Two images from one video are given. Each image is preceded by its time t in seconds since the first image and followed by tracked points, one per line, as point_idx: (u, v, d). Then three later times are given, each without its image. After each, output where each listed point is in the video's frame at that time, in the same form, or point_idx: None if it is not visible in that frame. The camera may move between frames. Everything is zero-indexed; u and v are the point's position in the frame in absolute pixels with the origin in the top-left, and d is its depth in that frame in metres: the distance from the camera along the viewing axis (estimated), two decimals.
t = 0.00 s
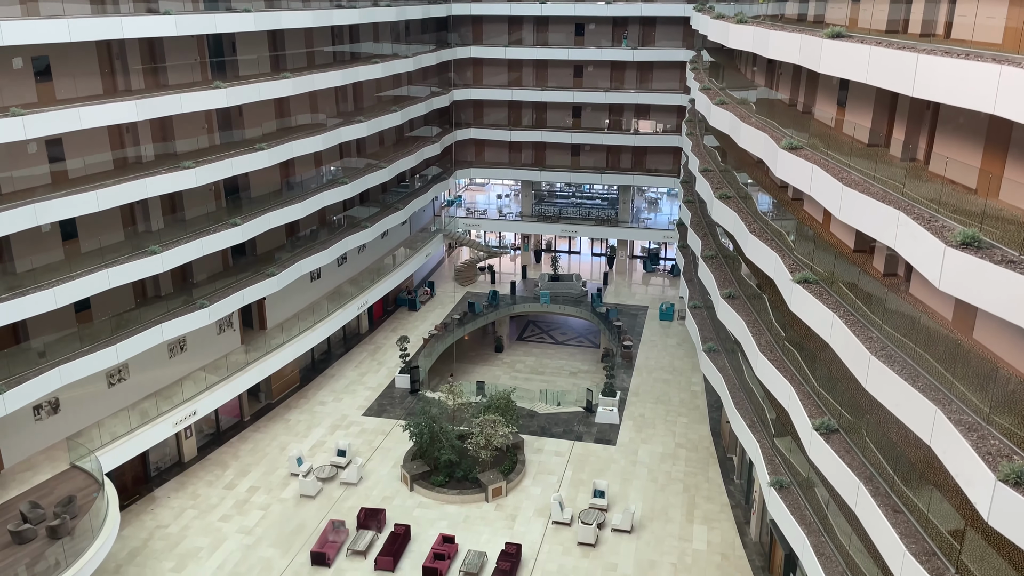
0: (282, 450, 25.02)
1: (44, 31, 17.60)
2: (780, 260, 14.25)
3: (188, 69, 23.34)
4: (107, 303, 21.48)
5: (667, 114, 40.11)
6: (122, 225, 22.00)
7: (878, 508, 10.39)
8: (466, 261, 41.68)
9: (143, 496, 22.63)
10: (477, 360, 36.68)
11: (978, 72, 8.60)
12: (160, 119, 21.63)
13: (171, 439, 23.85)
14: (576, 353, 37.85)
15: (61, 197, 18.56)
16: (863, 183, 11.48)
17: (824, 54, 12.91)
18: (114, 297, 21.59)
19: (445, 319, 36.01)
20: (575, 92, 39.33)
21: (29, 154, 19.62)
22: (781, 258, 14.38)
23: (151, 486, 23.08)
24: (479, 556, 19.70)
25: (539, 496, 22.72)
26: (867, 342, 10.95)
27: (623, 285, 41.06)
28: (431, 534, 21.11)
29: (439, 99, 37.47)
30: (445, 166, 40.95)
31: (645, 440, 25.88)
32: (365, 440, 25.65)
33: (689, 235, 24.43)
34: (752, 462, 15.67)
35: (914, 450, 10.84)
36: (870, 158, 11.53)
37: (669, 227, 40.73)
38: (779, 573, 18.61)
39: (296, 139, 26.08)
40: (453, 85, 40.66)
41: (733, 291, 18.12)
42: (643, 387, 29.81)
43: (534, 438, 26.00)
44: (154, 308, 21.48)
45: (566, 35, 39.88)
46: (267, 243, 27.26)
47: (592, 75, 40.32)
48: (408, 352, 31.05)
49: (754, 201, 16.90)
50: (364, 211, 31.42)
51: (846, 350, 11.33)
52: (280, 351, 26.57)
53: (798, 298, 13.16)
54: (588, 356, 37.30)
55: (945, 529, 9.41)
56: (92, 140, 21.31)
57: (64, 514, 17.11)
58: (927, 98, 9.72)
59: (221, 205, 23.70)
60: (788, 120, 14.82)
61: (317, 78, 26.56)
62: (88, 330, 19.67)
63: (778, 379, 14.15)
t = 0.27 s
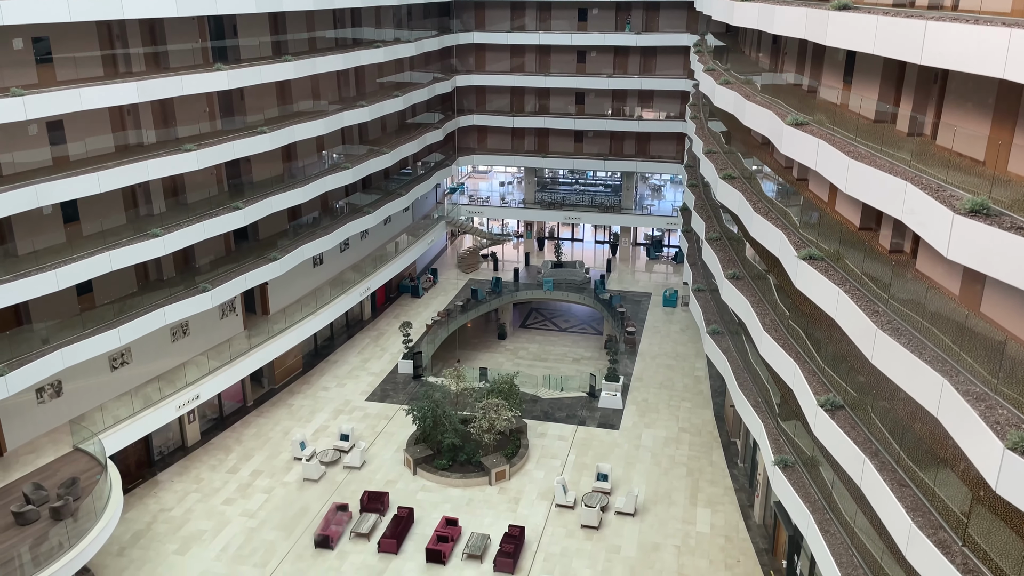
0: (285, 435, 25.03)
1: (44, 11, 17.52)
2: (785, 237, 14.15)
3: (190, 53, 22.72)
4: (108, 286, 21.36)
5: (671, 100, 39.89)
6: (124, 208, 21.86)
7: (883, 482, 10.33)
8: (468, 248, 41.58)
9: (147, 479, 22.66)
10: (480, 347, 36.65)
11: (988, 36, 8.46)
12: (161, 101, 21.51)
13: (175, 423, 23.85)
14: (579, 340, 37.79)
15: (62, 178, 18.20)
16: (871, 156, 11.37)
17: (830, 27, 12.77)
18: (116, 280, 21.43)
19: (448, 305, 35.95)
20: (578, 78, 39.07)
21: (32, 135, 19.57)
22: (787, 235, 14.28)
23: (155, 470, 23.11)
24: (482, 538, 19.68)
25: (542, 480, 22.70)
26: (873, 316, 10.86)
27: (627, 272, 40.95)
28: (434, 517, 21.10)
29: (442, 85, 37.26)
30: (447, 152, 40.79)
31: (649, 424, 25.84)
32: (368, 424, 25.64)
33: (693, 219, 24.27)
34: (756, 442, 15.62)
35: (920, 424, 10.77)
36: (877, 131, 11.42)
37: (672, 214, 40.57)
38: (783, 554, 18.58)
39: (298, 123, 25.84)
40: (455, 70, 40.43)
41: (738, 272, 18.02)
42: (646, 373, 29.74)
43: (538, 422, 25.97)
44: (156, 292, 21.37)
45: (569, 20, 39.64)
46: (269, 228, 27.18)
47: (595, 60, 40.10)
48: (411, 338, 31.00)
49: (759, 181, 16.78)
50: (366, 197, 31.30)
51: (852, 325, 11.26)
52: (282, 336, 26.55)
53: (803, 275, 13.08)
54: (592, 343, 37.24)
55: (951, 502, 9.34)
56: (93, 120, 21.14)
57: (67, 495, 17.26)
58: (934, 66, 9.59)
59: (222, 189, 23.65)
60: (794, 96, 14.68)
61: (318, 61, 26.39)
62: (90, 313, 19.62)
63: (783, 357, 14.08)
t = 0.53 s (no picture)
0: (290, 419, 25.04)
1: None
2: (791, 215, 14.05)
3: (191, 35, 22.08)
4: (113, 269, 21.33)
5: (676, 85, 39.61)
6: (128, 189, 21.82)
7: (891, 457, 10.24)
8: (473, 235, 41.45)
9: (152, 463, 22.68)
10: (484, 334, 36.60)
11: None
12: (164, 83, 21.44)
13: (180, 406, 23.87)
14: (584, 326, 37.71)
15: (66, 159, 18.11)
16: (880, 128, 11.25)
17: None
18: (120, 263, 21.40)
19: (452, 292, 35.87)
20: (583, 63, 38.77)
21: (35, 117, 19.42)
22: (793, 213, 14.17)
23: (160, 454, 23.13)
24: (487, 520, 19.65)
25: (547, 463, 22.67)
26: (881, 290, 10.75)
27: (632, 259, 40.81)
28: (439, 500, 21.08)
29: (446, 70, 37.04)
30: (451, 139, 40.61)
31: (654, 409, 25.77)
32: (373, 409, 25.62)
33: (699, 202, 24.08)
34: (762, 421, 15.55)
35: (929, 399, 10.66)
36: (886, 103, 11.28)
37: (678, 200, 40.37)
38: (789, 536, 18.53)
39: (302, 106, 25.73)
40: (459, 56, 40.21)
41: (743, 253, 17.93)
42: (651, 358, 29.66)
43: (542, 407, 25.94)
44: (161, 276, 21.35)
45: (574, 6, 39.34)
46: (272, 211, 27.10)
47: (600, 46, 39.80)
48: (415, 323, 30.93)
49: (765, 160, 16.65)
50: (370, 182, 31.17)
51: (860, 299, 11.16)
52: (287, 320, 26.52)
53: (811, 252, 12.96)
54: (596, 330, 37.14)
55: (960, 474, 9.24)
56: (95, 102, 21.09)
57: (72, 476, 17.14)
58: (946, 32, 9.45)
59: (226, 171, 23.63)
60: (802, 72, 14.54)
61: (321, 45, 26.24)
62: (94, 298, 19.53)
63: (789, 336, 13.99)
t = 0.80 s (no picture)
0: (296, 402, 25.06)
1: None
2: (800, 191, 13.92)
3: (196, 16, 21.75)
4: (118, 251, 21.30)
5: (684, 69, 39.32)
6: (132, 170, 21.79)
7: (900, 430, 10.14)
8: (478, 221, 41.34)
9: (158, 445, 22.72)
10: (490, 319, 36.55)
11: None
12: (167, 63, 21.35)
13: (186, 389, 23.90)
14: (590, 312, 37.62)
15: (72, 139, 18.07)
16: (891, 99, 11.09)
17: None
18: (125, 245, 21.38)
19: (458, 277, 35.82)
20: (589, 47, 38.50)
21: (39, 97, 19.29)
22: (802, 189, 14.03)
23: (166, 436, 23.17)
24: (492, 501, 19.64)
25: (553, 446, 22.65)
26: (892, 263, 10.62)
27: (638, 245, 40.66)
28: (444, 481, 21.09)
29: (451, 54, 36.82)
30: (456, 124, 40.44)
31: (660, 392, 25.70)
32: (378, 392, 25.62)
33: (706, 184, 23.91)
34: (769, 400, 15.48)
35: (940, 373, 10.53)
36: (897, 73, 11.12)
37: (684, 186, 40.17)
38: (796, 517, 18.47)
39: (307, 88, 25.62)
40: (465, 41, 39.95)
41: (751, 232, 17.80)
42: (658, 343, 29.57)
43: (548, 390, 25.90)
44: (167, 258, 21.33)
45: None
46: (277, 194, 27.04)
47: (607, 30, 39.49)
48: (421, 308, 30.89)
49: (773, 138, 16.49)
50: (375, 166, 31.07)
51: (869, 272, 11.04)
52: (293, 303, 26.50)
53: (820, 227, 12.83)
54: (602, 316, 37.05)
55: (971, 446, 9.13)
56: (101, 83, 20.93)
57: (78, 455, 17.13)
58: None
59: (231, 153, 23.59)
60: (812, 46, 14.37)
61: (326, 26, 26.08)
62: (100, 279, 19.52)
63: (797, 313, 13.88)
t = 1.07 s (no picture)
0: (302, 383, 25.08)
1: None
2: (809, 165, 13.77)
3: None
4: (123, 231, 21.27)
5: (691, 52, 39.00)
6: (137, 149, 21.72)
7: (909, 401, 10.06)
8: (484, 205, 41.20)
9: (165, 425, 22.76)
10: (496, 303, 36.49)
11: None
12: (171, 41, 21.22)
13: (192, 370, 23.93)
14: (596, 296, 37.53)
15: (76, 116, 17.98)
16: (902, 67, 10.91)
17: None
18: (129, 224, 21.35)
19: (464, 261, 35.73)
20: (596, 29, 38.17)
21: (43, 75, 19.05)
22: (811, 163, 13.88)
23: (173, 416, 23.22)
24: (498, 481, 19.63)
25: (559, 427, 22.61)
26: (902, 233, 10.49)
27: (644, 229, 40.51)
28: (450, 461, 21.09)
29: (457, 37, 36.57)
30: (462, 107, 40.21)
31: (666, 374, 25.62)
32: (384, 374, 25.62)
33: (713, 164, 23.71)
34: (776, 377, 15.40)
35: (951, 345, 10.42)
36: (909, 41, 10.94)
37: (691, 169, 39.94)
38: (802, 497, 18.42)
39: (312, 69, 25.47)
40: (470, 23, 39.63)
41: (759, 210, 17.66)
42: (664, 325, 29.47)
43: (553, 372, 25.85)
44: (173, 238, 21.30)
45: None
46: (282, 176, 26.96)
47: (614, 12, 39.13)
48: (427, 291, 30.84)
49: (782, 114, 16.32)
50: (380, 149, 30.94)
51: (880, 244, 10.92)
52: (299, 285, 26.48)
53: (830, 201, 12.71)
54: (609, 300, 36.96)
55: (981, 417, 9.04)
56: (105, 62, 20.74)
57: (85, 433, 17.07)
58: None
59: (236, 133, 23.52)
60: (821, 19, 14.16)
61: (331, 6, 25.89)
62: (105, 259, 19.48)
63: (806, 289, 13.77)
